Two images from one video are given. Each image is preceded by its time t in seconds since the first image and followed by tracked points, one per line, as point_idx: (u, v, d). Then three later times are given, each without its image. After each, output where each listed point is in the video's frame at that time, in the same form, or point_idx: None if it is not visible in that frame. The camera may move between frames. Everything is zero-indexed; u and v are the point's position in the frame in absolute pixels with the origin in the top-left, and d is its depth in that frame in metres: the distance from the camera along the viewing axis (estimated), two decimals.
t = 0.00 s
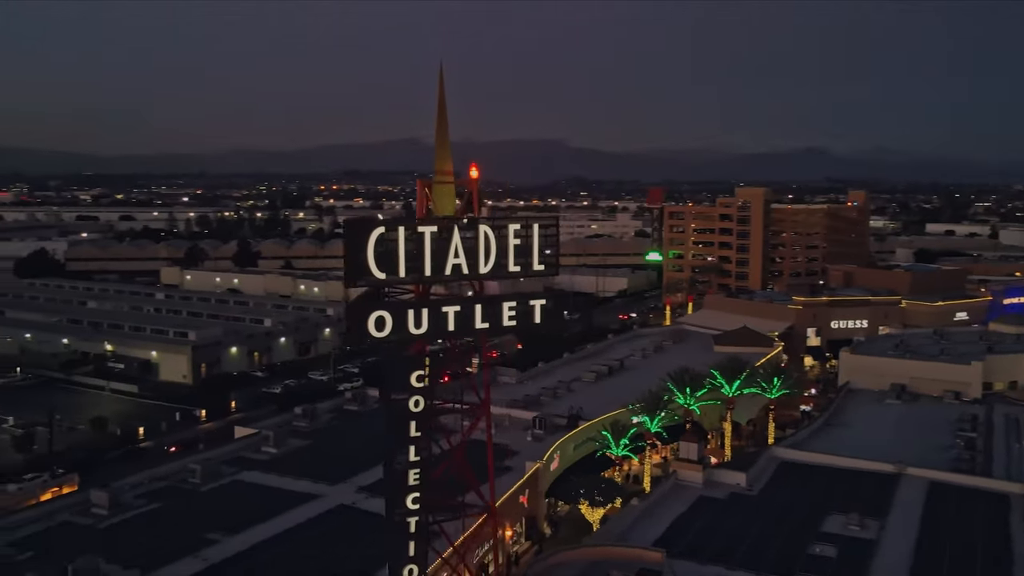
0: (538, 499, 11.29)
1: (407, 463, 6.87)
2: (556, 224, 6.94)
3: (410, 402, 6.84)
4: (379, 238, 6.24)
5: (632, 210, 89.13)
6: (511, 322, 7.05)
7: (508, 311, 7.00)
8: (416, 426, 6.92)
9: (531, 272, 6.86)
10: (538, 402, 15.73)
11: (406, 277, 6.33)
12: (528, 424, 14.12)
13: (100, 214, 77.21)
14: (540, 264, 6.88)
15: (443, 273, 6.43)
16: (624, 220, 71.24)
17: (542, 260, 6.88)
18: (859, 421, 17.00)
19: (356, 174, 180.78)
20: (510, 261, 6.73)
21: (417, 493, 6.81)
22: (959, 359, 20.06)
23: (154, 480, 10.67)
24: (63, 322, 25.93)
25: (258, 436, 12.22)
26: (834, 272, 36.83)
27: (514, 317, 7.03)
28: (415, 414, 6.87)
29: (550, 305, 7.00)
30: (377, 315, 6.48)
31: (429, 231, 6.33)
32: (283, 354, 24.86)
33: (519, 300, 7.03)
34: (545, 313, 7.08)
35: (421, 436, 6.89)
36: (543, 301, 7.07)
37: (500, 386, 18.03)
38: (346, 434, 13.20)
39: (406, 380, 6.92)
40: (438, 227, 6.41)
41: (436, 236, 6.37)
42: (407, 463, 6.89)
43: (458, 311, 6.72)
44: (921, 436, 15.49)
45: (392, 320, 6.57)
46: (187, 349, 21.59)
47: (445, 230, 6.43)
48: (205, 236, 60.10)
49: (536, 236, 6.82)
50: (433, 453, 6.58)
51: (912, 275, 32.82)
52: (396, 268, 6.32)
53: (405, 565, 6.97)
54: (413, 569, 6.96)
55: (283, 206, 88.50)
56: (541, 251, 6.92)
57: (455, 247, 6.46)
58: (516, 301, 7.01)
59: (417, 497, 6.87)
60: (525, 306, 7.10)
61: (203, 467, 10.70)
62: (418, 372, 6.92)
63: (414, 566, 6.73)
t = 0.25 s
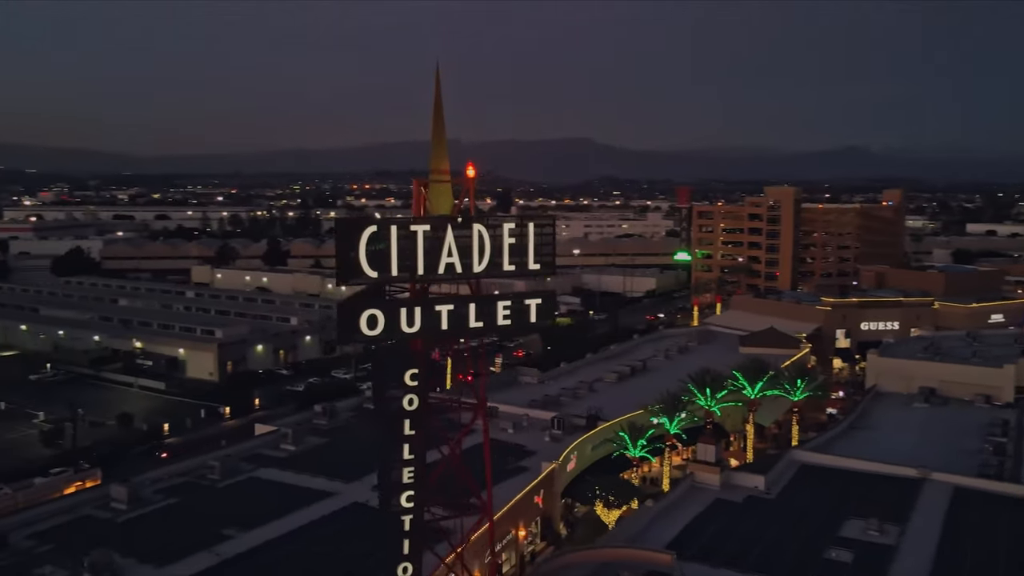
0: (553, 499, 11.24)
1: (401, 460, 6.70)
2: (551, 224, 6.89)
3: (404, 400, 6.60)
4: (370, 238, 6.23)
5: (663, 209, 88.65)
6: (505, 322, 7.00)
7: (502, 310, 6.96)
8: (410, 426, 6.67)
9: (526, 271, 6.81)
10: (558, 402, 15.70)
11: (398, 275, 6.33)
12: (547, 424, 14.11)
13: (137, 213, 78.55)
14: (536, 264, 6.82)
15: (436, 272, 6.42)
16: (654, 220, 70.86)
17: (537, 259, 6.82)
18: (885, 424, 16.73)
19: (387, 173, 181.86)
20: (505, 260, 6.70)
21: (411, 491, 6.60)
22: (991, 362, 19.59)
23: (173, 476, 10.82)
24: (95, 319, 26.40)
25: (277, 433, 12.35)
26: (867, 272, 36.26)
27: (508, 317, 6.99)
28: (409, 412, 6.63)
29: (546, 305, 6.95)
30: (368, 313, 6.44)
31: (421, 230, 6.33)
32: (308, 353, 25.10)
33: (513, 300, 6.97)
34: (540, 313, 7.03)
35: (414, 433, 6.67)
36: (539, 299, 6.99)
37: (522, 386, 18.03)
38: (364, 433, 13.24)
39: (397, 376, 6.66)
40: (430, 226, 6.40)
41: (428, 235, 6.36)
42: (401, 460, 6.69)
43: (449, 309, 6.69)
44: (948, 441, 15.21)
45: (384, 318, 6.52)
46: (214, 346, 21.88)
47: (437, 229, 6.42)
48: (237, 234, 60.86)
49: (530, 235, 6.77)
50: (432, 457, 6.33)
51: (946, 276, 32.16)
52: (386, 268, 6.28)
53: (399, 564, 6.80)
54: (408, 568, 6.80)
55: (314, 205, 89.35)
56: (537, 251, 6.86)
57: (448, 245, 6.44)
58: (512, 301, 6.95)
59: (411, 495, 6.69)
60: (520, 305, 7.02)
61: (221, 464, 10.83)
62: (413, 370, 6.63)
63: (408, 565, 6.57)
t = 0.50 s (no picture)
0: (569, 500, 11.20)
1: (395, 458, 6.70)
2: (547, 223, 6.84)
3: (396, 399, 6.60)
4: (362, 236, 6.37)
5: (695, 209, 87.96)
6: (500, 321, 6.93)
7: (497, 309, 6.89)
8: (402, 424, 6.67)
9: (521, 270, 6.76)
10: (577, 403, 15.66)
11: (390, 274, 6.41)
12: (565, 424, 14.09)
13: (171, 212, 79.69)
14: (531, 263, 6.75)
15: (429, 271, 6.43)
16: (685, 219, 70.30)
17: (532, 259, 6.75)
18: (912, 428, 16.44)
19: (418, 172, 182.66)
20: (499, 259, 6.65)
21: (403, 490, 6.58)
22: None
23: (193, 471, 10.98)
24: (125, 316, 26.83)
25: (296, 430, 12.48)
26: (899, 273, 35.72)
27: (503, 317, 6.93)
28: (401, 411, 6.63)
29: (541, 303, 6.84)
30: (360, 311, 6.51)
31: (412, 228, 6.38)
32: (333, 352, 25.34)
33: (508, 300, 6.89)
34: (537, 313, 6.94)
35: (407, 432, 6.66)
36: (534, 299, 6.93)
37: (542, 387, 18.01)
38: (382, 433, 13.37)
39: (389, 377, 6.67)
40: (423, 224, 6.45)
41: (420, 234, 6.40)
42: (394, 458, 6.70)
43: (443, 308, 6.60)
44: (976, 446, 14.90)
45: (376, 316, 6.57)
46: (239, 345, 22.15)
47: (429, 227, 6.45)
48: (269, 233, 61.51)
49: (525, 234, 6.70)
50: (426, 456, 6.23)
51: (981, 277, 31.54)
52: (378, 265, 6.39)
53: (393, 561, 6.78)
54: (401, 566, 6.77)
55: (345, 204, 89.95)
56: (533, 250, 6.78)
57: (440, 244, 6.46)
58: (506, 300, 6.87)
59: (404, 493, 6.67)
60: (515, 304, 6.96)
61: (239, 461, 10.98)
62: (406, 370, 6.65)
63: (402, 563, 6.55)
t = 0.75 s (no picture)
0: (585, 501, 11.11)
1: (389, 456, 6.50)
2: (542, 222, 6.81)
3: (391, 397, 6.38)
4: (356, 235, 6.24)
5: (729, 209, 87.21)
6: (496, 320, 6.91)
7: (493, 309, 6.87)
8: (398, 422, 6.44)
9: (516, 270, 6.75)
10: (599, 404, 15.59)
11: (384, 273, 6.33)
12: (585, 425, 14.04)
13: (207, 212, 80.83)
14: (527, 262, 6.76)
15: (424, 270, 6.40)
16: (718, 220, 69.74)
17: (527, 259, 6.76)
18: (942, 433, 16.12)
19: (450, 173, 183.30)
20: (495, 259, 6.61)
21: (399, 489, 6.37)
22: None
23: (213, 468, 11.10)
24: (157, 314, 27.22)
25: (316, 429, 12.63)
26: (935, 274, 35.09)
27: (498, 316, 6.90)
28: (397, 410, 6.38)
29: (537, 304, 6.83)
30: (354, 310, 6.41)
31: (408, 228, 6.32)
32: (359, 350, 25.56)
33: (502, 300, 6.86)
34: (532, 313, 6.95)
35: (403, 430, 6.44)
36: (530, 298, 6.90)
37: (565, 387, 17.97)
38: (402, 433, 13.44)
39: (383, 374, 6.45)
40: (416, 223, 6.40)
41: (415, 233, 6.36)
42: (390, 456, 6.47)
43: (438, 307, 6.54)
44: (1007, 452, 14.57)
45: (370, 314, 6.47)
46: (267, 343, 22.44)
47: (424, 227, 6.40)
48: (301, 233, 62.12)
49: (520, 234, 6.68)
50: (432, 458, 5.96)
51: (1020, 279, 30.85)
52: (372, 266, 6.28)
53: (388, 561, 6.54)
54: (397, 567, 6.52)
55: (378, 204, 90.61)
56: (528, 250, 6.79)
57: (435, 244, 6.43)
58: (502, 301, 6.85)
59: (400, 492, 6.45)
60: (510, 303, 6.93)
61: (258, 458, 11.09)
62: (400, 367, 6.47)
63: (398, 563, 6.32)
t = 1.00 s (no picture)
0: (605, 502, 11.07)
1: (389, 454, 6.36)
2: (546, 220, 6.49)
3: (392, 394, 6.23)
4: (354, 234, 6.08)
5: (767, 209, 86.24)
6: (496, 320, 6.50)
7: (493, 308, 6.48)
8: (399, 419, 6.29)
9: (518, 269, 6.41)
10: (625, 405, 15.51)
11: (382, 273, 6.13)
12: (610, 426, 13.96)
13: (246, 211, 82.04)
14: (529, 261, 6.41)
15: (421, 270, 6.16)
16: (756, 220, 68.97)
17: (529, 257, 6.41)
18: (978, 439, 15.77)
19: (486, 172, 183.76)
20: (495, 258, 6.34)
21: (399, 486, 6.24)
22: None
23: (238, 464, 11.24)
24: (192, 311, 27.65)
25: (339, 428, 12.78)
26: (978, 276, 34.33)
27: (498, 315, 6.47)
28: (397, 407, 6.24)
29: (541, 305, 6.43)
30: (353, 308, 6.14)
31: (405, 226, 6.11)
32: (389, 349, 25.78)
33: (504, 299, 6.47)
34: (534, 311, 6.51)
35: (403, 428, 6.29)
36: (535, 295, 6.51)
37: (592, 388, 17.90)
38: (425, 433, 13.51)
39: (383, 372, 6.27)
40: (416, 222, 6.18)
41: (413, 232, 6.14)
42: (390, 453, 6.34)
43: (436, 306, 6.21)
44: None
45: (370, 314, 6.19)
46: (298, 342, 22.65)
47: (421, 224, 6.17)
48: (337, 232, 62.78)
49: (522, 232, 6.38)
50: (454, 460, 5.66)
51: None
52: (369, 262, 6.11)
53: (389, 557, 6.41)
54: (397, 564, 6.39)
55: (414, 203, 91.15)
56: (532, 248, 6.45)
57: (433, 242, 6.19)
58: (503, 300, 6.44)
59: (400, 489, 6.31)
60: (511, 303, 6.53)
61: (282, 455, 11.22)
62: (401, 366, 6.21)
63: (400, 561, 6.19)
